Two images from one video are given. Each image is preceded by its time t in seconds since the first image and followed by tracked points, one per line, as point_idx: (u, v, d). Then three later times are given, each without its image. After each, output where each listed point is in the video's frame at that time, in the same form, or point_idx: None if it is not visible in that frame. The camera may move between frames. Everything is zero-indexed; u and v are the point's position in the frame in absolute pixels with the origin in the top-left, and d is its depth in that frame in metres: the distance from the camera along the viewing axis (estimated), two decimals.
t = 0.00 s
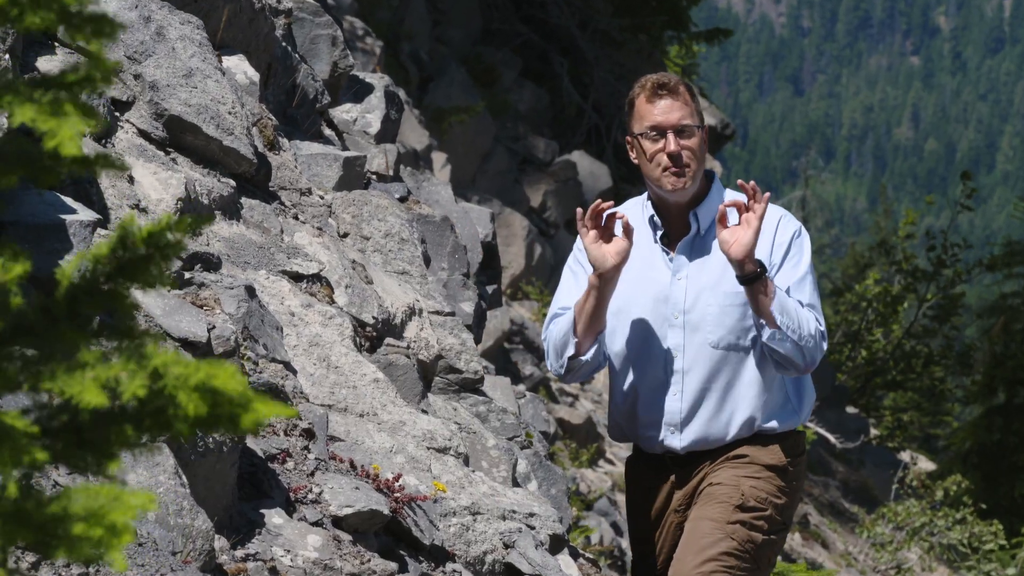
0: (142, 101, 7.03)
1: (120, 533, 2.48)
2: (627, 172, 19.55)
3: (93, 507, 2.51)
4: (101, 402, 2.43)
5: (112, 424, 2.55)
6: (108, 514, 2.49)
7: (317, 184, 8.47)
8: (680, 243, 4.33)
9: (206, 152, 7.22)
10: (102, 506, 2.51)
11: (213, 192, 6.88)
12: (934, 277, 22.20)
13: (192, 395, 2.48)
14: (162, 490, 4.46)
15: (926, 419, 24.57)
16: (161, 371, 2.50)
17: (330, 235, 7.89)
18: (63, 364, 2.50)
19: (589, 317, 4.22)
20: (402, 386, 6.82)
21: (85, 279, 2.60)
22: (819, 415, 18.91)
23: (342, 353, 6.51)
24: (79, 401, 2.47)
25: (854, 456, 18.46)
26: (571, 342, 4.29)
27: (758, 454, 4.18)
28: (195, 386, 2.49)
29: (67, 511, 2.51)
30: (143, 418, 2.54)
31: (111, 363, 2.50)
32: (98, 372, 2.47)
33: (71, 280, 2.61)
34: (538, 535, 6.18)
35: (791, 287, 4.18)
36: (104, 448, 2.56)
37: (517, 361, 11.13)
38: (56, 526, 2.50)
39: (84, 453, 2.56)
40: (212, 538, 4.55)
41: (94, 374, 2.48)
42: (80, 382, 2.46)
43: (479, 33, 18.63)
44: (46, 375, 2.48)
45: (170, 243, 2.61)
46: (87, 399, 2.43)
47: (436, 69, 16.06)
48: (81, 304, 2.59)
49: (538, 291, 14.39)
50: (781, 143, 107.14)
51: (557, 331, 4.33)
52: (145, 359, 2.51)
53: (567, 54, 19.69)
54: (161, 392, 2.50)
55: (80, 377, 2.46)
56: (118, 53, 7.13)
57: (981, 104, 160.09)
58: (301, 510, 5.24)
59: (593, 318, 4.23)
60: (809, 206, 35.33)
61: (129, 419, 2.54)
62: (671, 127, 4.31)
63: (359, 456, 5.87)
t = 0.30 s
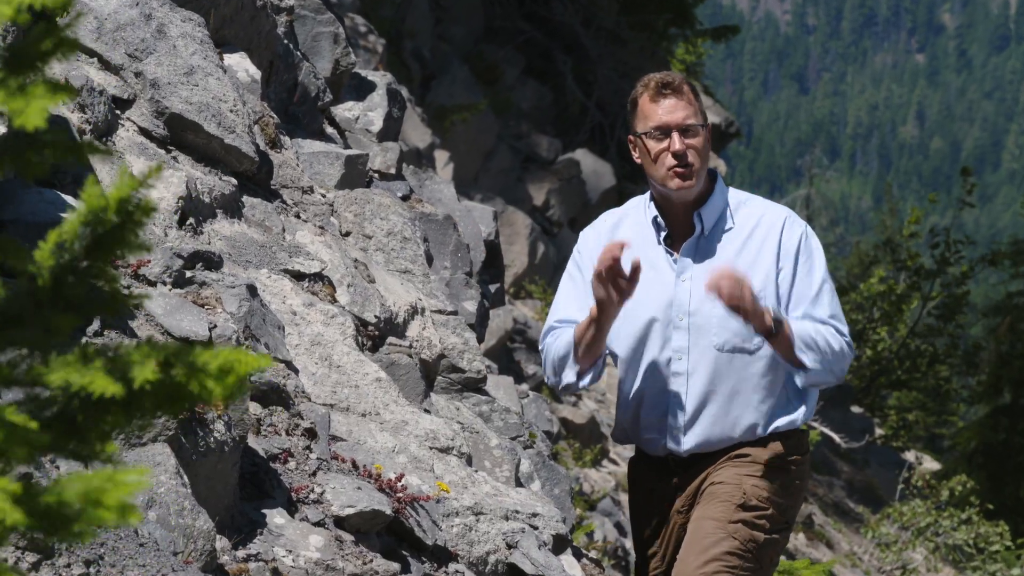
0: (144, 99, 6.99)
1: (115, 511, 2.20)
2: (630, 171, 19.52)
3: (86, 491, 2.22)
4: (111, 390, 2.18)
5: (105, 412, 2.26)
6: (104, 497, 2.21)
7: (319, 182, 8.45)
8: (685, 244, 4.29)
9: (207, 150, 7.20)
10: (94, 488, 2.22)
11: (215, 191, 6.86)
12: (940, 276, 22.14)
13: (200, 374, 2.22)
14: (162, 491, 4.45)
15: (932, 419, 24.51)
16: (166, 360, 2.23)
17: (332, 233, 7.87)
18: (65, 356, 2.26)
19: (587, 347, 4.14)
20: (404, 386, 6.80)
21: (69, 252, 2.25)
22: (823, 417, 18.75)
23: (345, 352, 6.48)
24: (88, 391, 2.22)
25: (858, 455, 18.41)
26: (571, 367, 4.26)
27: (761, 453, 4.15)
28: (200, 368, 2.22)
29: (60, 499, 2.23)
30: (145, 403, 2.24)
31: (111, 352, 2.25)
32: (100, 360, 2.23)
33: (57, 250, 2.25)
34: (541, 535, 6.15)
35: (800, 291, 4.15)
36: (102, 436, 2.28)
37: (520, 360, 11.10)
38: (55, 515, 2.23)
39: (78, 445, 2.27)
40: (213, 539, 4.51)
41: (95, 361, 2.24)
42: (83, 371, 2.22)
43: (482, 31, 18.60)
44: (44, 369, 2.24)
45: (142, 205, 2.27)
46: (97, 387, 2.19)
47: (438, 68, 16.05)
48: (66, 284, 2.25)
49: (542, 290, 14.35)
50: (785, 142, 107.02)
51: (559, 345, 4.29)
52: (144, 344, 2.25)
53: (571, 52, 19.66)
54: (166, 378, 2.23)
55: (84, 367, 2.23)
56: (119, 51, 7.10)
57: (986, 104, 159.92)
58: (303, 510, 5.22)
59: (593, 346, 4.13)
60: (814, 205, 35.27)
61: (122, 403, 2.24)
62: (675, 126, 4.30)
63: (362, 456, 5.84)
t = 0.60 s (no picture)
0: (144, 97, 6.98)
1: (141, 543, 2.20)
2: (633, 169, 19.49)
3: (108, 516, 2.25)
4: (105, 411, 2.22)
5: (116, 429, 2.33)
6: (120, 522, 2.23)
7: (322, 180, 8.42)
8: (687, 245, 4.26)
9: (208, 149, 7.16)
10: (113, 514, 2.25)
11: (216, 189, 6.83)
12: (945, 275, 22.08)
13: (200, 402, 2.27)
14: (164, 491, 4.42)
15: (937, 419, 24.45)
16: (172, 381, 2.30)
17: (334, 232, 7.85)
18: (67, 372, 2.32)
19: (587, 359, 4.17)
20: (407, 385, 6.76)
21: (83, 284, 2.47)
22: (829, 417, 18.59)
23: (347, 352, 6.44)
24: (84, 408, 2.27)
25: (863, 455, 18.36)
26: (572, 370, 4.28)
27: (764, 455, 4.12)
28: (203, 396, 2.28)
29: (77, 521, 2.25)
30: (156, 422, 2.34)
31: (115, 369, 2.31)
32: (101, 377, 2.28)
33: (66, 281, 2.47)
34: (545, 535, 6.12)
35: (802, 297, 4.12)
36: (109, 454, 2.34)
37: (523, 360, 11.07)
38: (67, 535, 2.25)
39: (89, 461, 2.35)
40: (215, 539, 4.51)
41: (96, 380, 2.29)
42: (83, 389, 2.28)
43: (485, 28, 18.56)
44: (46, 375, 2.33)
45: (168, 236, 2.48)
46: (89, 408, 2.24)
47: (441, 65, 16.02)
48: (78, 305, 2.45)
49: (545, 289, 14.32)
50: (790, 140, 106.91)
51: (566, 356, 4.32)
52: (154, 367, 2.31)
53: (574, 50, 19.62)
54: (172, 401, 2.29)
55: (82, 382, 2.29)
56: (120, 48, 7.08)
57: (992, 102, 159.72)
58: (305, 511, 5.19)
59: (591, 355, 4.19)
60: (818, 203, 35.17)
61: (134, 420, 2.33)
62: (660, 128, 4.26)
63: (364, 456, 5.80)
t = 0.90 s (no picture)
0: (146, 95, 6.96)
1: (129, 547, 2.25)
2: (636, 168, 19.45)
3: (96, 515, 2.28)
4: (105, 406, 2.17)
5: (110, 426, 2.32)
6: (109, 523, 2.27)
7: (323, 178, 8.39)
8: (694, 242, 4.22)
9: (210, 147, 7.13)
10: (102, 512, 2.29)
11: (218, 187, 6.80)
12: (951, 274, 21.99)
13: (195, 398, 2.21)
14: (165, 491, 4.40)
15: (943, 418, 24.36)
16: (168, 375, 2.26)
17: (336, 230, 7.83)
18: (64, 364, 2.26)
19: (603, 325, 4.14)
20: (410, 384, 6.73)
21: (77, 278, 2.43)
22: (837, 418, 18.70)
23: (349, 351, 6.40)
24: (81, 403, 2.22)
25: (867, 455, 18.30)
26: (583, 350, 4.22)
27: (774, 455, 4.08)
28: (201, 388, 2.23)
29: (67, 517, 2.30)
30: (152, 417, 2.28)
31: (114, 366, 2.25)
32: (100, 372, 2.24)
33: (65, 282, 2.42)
34: (548, 535, 6.09)
35: (814, 293, 4.12)
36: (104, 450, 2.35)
37: (526, 359, 11.04)
38: (61, 536, 2.30)
39: (82, 455, 2.35)
40: (216, 539, 4.48)
41: (94, 375, 2.24)
42: (82, 383, 2.23)
43: (488, 26, 18.51)
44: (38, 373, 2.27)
45: (164, 241, 2.42)
46: (91, 402, 2.18)
47: (443, 63, 16.00)
48: (76, 304, 2.43)
49: (548, 288, 14.28)
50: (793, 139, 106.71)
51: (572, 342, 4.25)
52: (147, 360, 2.27)
53: (577, 47, 19.57)
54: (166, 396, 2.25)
55: (82, 377, 2.24)
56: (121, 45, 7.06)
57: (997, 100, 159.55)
58: (307, 511, 5.16)
59: (607, 326, 4.15)
60: (823, 202, 35.07)
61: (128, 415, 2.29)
62: (676, 126, 4.22)
63: (366, 456, 5.76)
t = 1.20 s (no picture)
0: (147, 92, 6.91)
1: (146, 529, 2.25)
2: (640, 166, 19.40)
3: (115, 502, 2.32)
4: (123, 391, 2.21)
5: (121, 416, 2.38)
6: (127, 507, 2.30)
7: (326, 177, 8.35)
8: (704, 240, 4.17)
9: (211, 145, 7.10)
10: (119, 501, 2.32)
11: (219, 186, 6.76)
12: (956, 274, 21.90)
13: (219, 377, 2.25)
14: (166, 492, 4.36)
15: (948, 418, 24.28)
16: (183, 360, 2.31)
17: (338, 229, 7.79)
18: (74, 355, 2.32)
19: (586, 323, 4.10)
20: (412, 384, 6.69)
21: (81, 302, 2.47)
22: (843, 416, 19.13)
23: (351, 350, 6.36)
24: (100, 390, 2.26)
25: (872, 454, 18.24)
26: (571, 344, 4.20)
27: (781, 454, 4.05)
28: (218, 368, 2.27)
29: (83, 508, 2.34)
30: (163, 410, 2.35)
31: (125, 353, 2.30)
32: (110, 361, 2.28)
33: (70, 303, 2.48)
34: (551, 535, 6.05)
35: (826, 291, 4.11)
36: (112, 441, 2.40)
37: (530, 358, 11.01)
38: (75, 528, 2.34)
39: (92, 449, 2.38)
40: (218, 540, 4.45)
41: (109, 365, 2.28)
42: (95, 371, 2.27)
43: (491, 23, 18.48)
44: (51, 365, 2.31)
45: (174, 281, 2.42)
46: (108, 387, 2.23)
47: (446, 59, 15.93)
48: (80, 321, 2.46)
49: (551, 287, 14.25)
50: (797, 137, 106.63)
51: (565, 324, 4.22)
52: (163, 348, 2.31)
53: (581, 45, 19.52)
54: (184, 376, 2.29)
55: (93, 366, 2.28)
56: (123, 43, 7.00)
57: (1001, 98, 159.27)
58: (309, 511, 5.12)
59: (592, 323, 4.10)
60: (827, 200, 35.00)
61: (136, 405, 2.37)
62: (683, 122, 4.18)
63: (368, 456, 5.72)
